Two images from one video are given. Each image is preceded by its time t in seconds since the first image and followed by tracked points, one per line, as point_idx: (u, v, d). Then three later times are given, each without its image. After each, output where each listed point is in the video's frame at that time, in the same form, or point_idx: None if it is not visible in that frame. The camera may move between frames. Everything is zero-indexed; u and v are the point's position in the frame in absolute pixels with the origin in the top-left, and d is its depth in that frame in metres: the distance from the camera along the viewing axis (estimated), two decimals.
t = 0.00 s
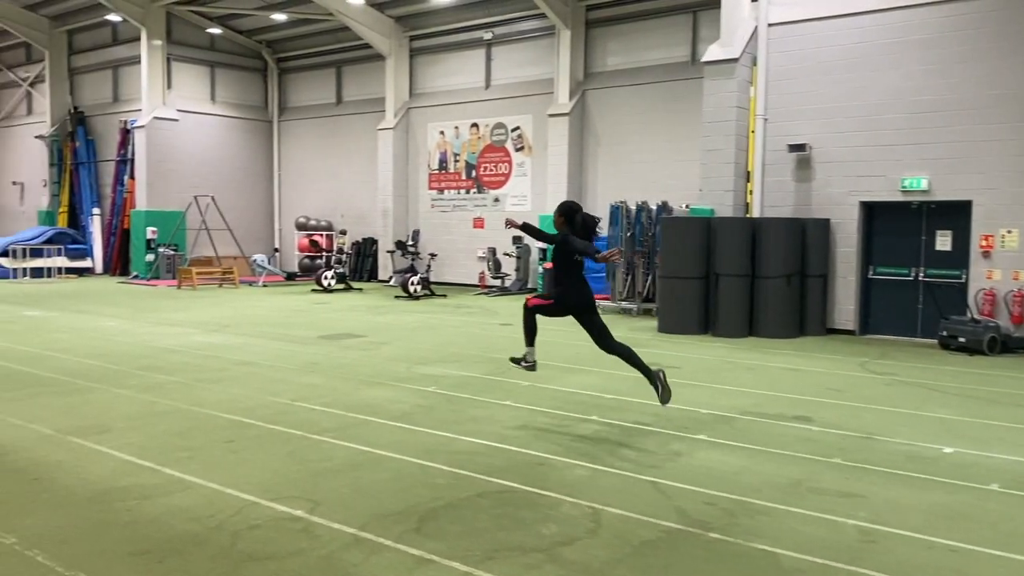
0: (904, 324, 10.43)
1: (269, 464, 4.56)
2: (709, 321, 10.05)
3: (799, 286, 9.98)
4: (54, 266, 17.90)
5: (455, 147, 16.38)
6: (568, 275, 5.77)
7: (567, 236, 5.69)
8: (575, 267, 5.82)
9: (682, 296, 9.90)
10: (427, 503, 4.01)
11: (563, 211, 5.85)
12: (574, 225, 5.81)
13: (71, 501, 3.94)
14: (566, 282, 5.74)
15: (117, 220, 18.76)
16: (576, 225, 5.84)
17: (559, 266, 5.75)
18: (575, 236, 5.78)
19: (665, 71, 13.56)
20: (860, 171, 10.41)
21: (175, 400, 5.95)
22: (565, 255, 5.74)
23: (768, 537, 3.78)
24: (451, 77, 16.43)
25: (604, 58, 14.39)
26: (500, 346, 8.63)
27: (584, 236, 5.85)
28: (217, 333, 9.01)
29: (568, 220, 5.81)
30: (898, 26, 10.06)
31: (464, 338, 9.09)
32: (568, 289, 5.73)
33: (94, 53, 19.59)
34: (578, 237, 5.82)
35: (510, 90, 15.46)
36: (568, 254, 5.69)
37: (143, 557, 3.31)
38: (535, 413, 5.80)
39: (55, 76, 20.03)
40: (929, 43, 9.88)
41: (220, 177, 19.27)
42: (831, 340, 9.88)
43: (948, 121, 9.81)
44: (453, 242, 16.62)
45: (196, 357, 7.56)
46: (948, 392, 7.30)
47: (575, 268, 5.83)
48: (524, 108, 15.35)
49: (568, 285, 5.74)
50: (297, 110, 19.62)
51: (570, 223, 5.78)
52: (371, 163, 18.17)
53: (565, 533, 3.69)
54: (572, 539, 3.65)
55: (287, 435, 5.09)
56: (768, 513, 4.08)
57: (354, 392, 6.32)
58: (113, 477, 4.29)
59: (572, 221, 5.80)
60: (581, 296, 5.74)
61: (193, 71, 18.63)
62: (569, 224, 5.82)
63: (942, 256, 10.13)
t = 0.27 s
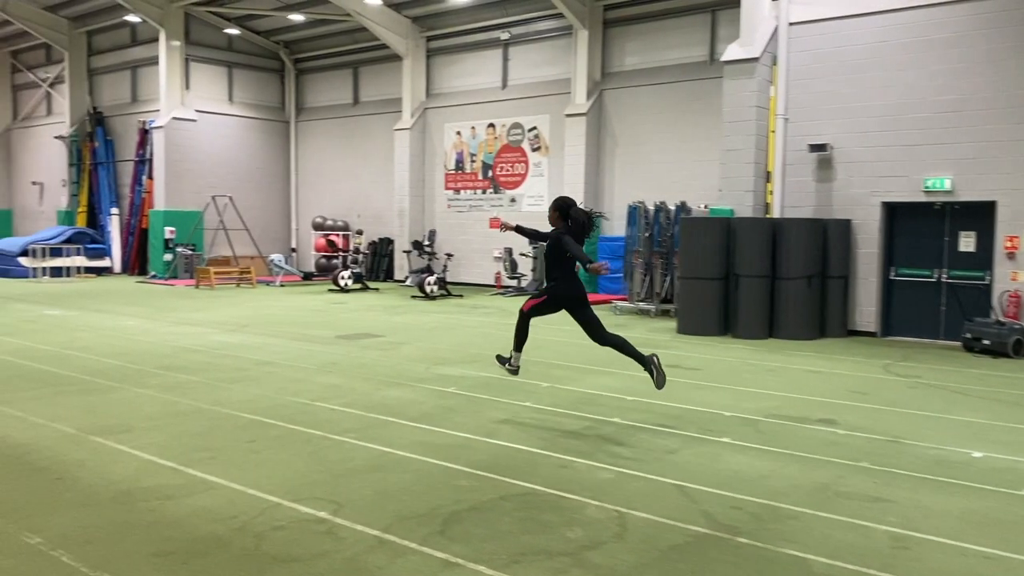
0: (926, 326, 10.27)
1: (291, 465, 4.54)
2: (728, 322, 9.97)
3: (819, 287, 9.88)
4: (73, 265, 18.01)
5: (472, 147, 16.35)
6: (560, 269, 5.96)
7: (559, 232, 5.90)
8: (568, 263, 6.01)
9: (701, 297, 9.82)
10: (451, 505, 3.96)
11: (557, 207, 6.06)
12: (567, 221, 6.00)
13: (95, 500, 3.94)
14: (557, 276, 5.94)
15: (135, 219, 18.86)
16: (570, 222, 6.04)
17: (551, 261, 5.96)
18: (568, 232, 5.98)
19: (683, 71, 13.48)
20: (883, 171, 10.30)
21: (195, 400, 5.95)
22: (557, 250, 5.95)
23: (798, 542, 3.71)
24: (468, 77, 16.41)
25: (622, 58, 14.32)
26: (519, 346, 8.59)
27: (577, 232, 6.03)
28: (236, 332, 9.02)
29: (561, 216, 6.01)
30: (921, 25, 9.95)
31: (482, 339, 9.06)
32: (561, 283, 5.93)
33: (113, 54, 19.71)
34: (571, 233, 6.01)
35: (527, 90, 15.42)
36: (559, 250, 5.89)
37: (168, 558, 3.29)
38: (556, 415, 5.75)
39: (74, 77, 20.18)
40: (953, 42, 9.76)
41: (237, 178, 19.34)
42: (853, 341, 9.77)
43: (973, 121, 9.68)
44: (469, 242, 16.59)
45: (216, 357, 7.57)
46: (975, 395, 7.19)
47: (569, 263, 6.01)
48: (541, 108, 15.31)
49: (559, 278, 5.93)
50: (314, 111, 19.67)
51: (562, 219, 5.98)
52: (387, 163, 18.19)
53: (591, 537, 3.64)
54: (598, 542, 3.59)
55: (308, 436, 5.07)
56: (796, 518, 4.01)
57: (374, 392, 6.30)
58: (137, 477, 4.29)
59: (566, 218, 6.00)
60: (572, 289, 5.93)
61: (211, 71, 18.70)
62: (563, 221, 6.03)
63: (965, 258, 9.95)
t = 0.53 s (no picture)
0: (948, 328, 10.14)
1: (311, 466, 4.51)
2: (748, 324, 9.89)
3: (840, 288, 9.78)
4: (91, 265, 18.12)
5: (488, 148, 16.32)
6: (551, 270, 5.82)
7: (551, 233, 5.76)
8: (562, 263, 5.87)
9: (720, 298, 9.74)
10: (474, 508, 3.92)
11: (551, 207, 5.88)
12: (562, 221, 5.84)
13: (118, 500, 3.93)
14: (549, 277, 5.80)
15: (153, 219, 18.97)
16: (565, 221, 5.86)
17: (543, 261, 5.80)
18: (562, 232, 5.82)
19: (701, 71, 13.41)
20: (904, 172, 10.18)
21: (215, 400, 5.94)
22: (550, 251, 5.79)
23: (828, 548, 3.64)
24: (484, 77, 16.38)
25: (639, 57, 14.25)
26: (537, 347, 8.54)
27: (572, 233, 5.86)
28: (253, 332, 9.03)
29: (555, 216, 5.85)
30: (944, 24, 9.82)
31: (499, 339, 9.02)
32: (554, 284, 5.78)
33: (131, 54, 19.82)
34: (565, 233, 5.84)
35: (543, 90, 15.38)
36: (553, 253, 5.73)
37: (192, 560, 3.26)
38: (577, 417, 5.70)
39: (93, 78, 20.32)
40: (976, 41, 9.63)
41: (254, 178, 19.40)
42: (874, 343, 9.66)
43: (996, 121, 9.54)
44: (485, 242, 16.56)
45: (234, 357, 7.57)
46: (1001, 398, 7.07)
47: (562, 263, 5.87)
48: (557, 108, 15.26)
49: (551, 280, 5.77)
50: (330, 111, 19.71)
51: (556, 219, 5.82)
52: (403, 164, 18.20)
53: (617, 542, 3.58)
54: (624, 547, 3.54)
55: (328, 437, 5.04)
56: (825, 523, 3.94)
57: (392, 393, 6.27)
58: (158, 477, 4.28)
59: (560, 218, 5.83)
60: (564, 291, 5.79)
61: (228, 71, 18.77)
62: (556, 221, 5.87)
63: (988, 259, 9.80)
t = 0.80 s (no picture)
0: (970, 330, 10.00)
1: (331, 468, 4.48)
2: (766, 325, 9.80)
3: (859, 289, 9.68)
4: (107, 265, 18.23)
5: (503, 148, 16.28)
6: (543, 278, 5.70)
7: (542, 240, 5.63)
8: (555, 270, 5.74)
9: (739, 299, 9.66)
10: (496, 511, 3.87)
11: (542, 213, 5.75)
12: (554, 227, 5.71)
13: (139, 502, 3.91)
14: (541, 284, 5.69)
15: (168, 220, 19.04)
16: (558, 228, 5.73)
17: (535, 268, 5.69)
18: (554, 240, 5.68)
19: (718, 70, 13.32)
20: (925, 172, 10.06)
21: (233, 400, 5.93)
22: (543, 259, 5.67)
23: (857, 554, 3.57)
24: (499, 78, 16.35)
25: (655, 57, 14.17)
26: (554, 348, 8.48)
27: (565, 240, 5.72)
28: (270, 333, 9.02)
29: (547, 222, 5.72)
30: (966, 23, 9.70)
31: (515, 340, 8.97)
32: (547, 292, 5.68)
33: (147, 55, 19.91)
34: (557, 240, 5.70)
35: (558, 90, 15.32)
36: (544, 260, 5.61)
37: (215, 563, 3.24)
38: (596, 420, 5.64)
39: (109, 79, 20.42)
40: (1000, 40, 9.49)
41: (269, 179, 19.44)
42: (894, 345, 9.56)
43: (1020, 121, 9.40)
44: (499, 243, 16.53)
45: (251, 357, 7.56)
46: None
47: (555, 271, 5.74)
48: (572, 108, 15.20)
49: (544, 288, 5.66)
50: (345, 112, 19.74)
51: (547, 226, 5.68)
52: (418, 164, 18.19)
53: (642, 547, 3.52)
54: (651, 552, 3.48)
55: (347, 439, 5.01)
56: (854, 528, 3.86)
57: (410, 395, 6.24)
58: (179, 478, 4.26)
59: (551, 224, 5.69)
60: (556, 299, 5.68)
61: (243, 72, 18.81)
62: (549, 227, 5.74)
63: (1011, 260, 9.66)
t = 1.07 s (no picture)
0: (990, 332, 9.89)
1: (351, 470, 4.47)
2: (784, 327, 9.73)
3: (878, 291, 9.58)
4: (123, 265, 18.34)
5: (517, 149, 16.26)
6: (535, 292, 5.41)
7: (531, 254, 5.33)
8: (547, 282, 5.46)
9: (756, 301, 9.60)
10: (518, 515, 3.84)
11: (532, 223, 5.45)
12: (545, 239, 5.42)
13: (160, 504, 3.91)
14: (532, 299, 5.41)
15: (183, 220, 19.13)
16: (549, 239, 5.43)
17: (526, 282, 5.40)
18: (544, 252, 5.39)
19: (734, 70, 13.25)
20: (944, 172, 9.96)
21: (252, 401, 5.93)
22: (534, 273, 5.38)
23: (885, 560, 3.52)
24: (512, 78, 16.33)
25: (670, 57, 14.12)
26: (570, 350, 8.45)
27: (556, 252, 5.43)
28: (286, 333, 9.03)
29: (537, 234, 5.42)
30: (987, 22, 9.60)
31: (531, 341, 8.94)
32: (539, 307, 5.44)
33: (163, 57, 20.01)
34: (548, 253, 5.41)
35: (573, 91, 15.29)
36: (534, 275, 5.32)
37: (237, 567, 3.23)
38: (615, 422, 5.61)
39: (125, 80, 20.54)
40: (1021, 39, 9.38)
41: (283, 179, 19.50)
42: (913, 347, 9.47)
43: None
44: (513, 243, 16.52)
45: (268, 358, 7.57)
46: None
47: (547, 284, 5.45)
48: (586, 108, 15.16)
49: (533, 302, 5.42)
50: (359, 112, 19.78)
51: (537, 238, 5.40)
52: (432, 165, 18.20)
53: (667, 553, 3.49)
54: (675, 558, 3.44)
55: (367, 441, 5.00)
56: (881, 534, 3.81)
57: (428, 397, 6.21)
58: (200, 481, 4.25)
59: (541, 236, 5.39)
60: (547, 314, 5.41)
61: (258, 73, 18.87)
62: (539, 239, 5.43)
63: None
